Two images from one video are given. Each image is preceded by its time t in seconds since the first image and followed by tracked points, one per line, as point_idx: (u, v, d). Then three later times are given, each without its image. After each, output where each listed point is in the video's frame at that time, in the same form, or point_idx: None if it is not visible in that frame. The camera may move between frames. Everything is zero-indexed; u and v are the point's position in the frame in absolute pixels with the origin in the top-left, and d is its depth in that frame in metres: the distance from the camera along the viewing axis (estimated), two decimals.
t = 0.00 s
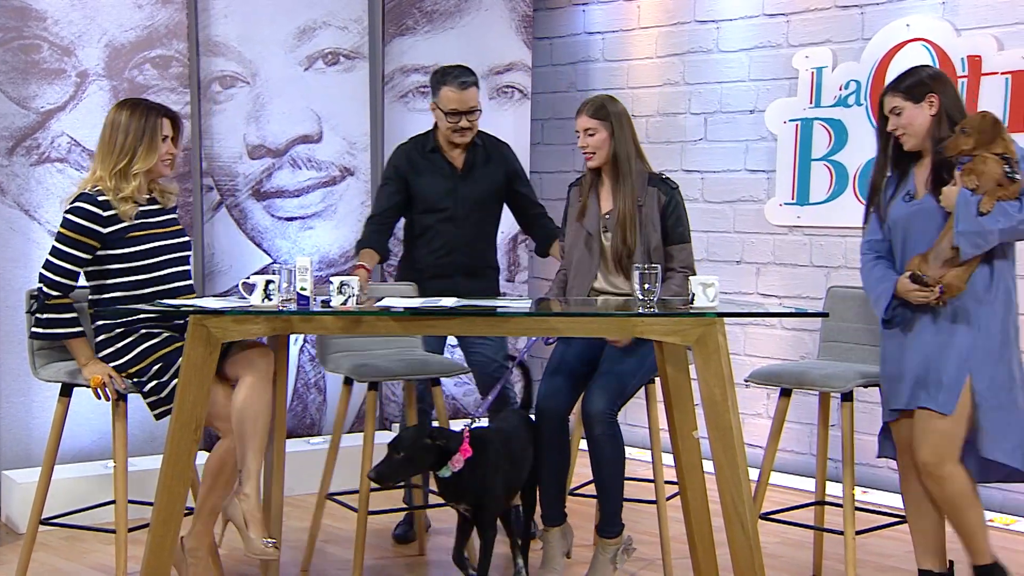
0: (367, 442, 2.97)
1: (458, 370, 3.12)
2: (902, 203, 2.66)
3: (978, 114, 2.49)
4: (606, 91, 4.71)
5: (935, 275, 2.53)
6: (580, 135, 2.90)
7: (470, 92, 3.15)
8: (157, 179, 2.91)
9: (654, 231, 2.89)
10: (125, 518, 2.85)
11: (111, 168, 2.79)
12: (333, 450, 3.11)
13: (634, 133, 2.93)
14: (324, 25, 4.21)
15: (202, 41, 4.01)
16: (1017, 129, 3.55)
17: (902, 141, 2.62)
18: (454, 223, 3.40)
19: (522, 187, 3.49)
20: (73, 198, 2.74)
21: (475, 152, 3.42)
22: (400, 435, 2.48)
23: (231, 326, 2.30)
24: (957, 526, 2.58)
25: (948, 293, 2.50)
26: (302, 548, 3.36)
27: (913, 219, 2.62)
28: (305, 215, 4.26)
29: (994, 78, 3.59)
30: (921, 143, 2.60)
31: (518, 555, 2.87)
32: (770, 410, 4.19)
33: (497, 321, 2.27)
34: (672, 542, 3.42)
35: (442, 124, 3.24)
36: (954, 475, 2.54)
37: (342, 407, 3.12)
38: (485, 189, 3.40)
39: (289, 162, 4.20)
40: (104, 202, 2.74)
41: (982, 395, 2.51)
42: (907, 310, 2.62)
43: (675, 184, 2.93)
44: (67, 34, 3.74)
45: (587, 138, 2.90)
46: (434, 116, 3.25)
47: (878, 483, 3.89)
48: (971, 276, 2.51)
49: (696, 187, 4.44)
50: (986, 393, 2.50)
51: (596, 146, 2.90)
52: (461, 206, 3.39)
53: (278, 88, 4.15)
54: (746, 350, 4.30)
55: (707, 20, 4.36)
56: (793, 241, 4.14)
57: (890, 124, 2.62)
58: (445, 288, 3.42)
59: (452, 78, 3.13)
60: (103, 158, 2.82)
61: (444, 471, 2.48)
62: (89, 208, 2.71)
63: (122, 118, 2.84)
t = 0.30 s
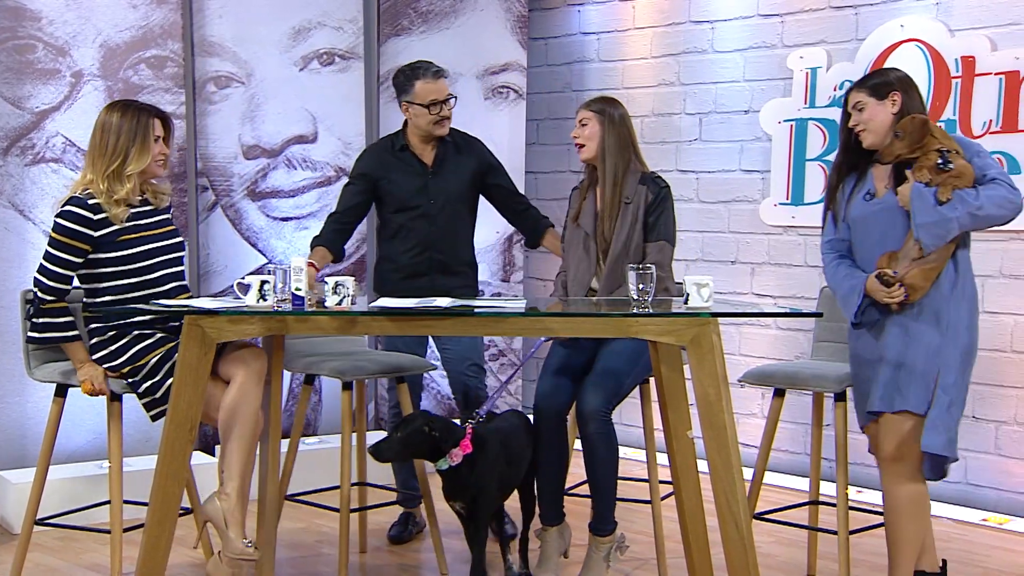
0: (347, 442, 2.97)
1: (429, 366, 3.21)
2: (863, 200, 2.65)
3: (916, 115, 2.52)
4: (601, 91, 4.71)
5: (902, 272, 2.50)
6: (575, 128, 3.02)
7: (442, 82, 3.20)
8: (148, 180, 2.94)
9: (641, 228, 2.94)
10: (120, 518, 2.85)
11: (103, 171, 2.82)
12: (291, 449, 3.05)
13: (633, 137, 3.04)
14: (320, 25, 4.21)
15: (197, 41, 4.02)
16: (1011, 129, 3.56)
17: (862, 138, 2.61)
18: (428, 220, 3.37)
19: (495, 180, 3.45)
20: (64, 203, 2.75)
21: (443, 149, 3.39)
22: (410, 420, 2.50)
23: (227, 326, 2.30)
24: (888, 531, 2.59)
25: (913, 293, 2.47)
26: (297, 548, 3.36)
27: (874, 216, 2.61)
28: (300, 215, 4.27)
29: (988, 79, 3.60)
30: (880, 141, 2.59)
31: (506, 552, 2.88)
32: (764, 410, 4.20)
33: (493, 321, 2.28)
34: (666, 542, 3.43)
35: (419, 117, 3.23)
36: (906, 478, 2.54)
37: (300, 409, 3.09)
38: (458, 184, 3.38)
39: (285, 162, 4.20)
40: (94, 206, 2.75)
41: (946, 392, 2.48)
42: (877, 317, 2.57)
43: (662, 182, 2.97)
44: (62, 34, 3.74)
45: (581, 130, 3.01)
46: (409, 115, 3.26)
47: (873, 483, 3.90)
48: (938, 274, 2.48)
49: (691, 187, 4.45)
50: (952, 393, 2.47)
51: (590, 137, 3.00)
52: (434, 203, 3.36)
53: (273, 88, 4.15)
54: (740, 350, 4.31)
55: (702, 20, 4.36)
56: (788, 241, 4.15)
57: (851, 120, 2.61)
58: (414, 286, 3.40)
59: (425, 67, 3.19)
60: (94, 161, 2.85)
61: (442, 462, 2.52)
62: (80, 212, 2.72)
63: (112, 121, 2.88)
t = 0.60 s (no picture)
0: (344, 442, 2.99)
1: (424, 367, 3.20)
2: (840, 199, 2.66)
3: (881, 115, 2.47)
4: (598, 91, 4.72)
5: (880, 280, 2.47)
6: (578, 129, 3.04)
7: (438, 84, 3.21)
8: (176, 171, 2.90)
9: (636, 230, 2.95)
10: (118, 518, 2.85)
11: (133, 166, 2.77)
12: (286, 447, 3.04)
13: (634, 133, 3.05)
14: (317, 25, 4.22)
15: (194, 41, 4.00)
16: (1008, 130, 3.57)
17: (835, 133, 2.60)
18: (422, 220, 3.36)
19: (493, 180, 3.46)
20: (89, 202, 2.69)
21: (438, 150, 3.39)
22: (431, 403, 2.65)
23: (224, 326, 2.31)
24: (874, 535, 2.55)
25: (890, 298, 2.44)
26: (294, 547, 3.36)
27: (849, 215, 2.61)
28: (298, 214, 4.28)
29: (984, 79, 3.61)
30: (852, 136, 2.58)
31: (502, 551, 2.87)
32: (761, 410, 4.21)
33: (491, 320, 2.28)
34: (663, 541, 3.44)
35: (416, 123, 3.25)
36: (885, 482, 2.52)
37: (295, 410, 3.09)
38: (454, 185, 3.38)
39: (282, 161, 4.21)
40: (122, 206, 2.69)
41: (932, 391, 2.50)
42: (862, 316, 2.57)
43: (661, 186, 2.98)
44: (60, 34, 3.74)
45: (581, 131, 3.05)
46: (405, 117, 3.27)
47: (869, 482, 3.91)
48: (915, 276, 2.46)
49: (688, 187, 4.45)
50: (937, 389, 2.49)
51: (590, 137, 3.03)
52: (429, 204, 3.35)
53: (271, 88, 4.15)
54: (737, 349, 4.31)
55: (699, 21, 4.37)
56: (785, 241, 4.15)
57: (824, 115, 2.61)
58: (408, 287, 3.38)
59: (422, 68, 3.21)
60: (121, 156, 2.79)
61: (445, 444, 2.63)
62: (107, 211, 2.67)
63: (137, 113, 2.82)
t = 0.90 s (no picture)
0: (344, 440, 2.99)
1: (422, 367, 3.20)
2: (822, 208, 2.67)
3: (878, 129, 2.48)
4: (597, 91, 4.72)
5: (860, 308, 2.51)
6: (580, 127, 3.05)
7: (459, 95, 3.01)
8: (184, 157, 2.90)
9: (642, 232, 2.97)
10: (129, 521, 2.86)
11: (147, 155, 2.75)
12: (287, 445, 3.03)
13: (635, 131, 3.06)
14: (316, 24, 4.22)
15: (193, 41, 4.01)
16: (1005, 130, 3.57)
17: (818, 134, 2.62)
18: (440, 228, 3.29)
19: (510, 186, 3.39)
20: (98, 193, 2.66)
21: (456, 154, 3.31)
22: (462, 400, 2.54)
23: (221, 325, 2.31)
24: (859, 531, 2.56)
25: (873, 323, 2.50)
26: (293, 547, 3.37)
27: (829, 226, 2.63)
28: (297, 214, 4.28)
29: (982, 79, 3.61)
30: (835, 138, 2.60)
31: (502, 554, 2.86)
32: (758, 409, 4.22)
33: (489, 319, 2.29)
34: (661, 540, 3.44)
35: (427, 125, 3.09)
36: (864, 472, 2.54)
37: (295, 409, 3.09)
38: (473, 191, 3.31)
39: (281, 161, 4.21)
40: (133, 196, 2.67)
41: (896, 404, 2.53)
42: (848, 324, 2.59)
43: (665, 185, 3.02)
44: (58, 34, 3.75)
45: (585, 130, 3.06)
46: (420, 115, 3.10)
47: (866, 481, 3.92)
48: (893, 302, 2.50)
49: (687, 187, 4.46)
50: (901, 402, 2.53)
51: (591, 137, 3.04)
52: (449, 213, 3.29)
53: (269, 88, 4.15)
54: (735, 349, 4.32)
55: (697, 20, 4.38)
56: (783, 241, 4.16)
57: (812, 115, 2.62)
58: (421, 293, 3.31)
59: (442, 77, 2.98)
60: (132, 147, 2.77)
61: (461, 444, 2.55)
62: (118, 202, 2.64)
63: (144, 102, 2.80)
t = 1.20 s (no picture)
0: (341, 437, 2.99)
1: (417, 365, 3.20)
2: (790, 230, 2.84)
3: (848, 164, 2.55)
4: (594, 90, 4.73)
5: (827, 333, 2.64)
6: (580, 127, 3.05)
7: (481, 102, 2.93)
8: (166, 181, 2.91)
9: (640, 229, 3.00)
10: (126, 519, 2.87)
11: (126, 177, 2.77)
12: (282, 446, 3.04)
13: (635, 131, 3.06)
14: (313, 24, 4.22)
15: (191, 41, 4.03)
16: (1001, 129, 3.58)
17: (787, 153, 2.80)
18: (454, 230, 3.22)
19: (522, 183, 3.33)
20: (81, 200, 2.71)
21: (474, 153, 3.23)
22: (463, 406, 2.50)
23: (220, 323, 2.32)
24: (852, 527, 2.59)
25: (836, 351, 2.63)
26: (291, 545, 3.38)
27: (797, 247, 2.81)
28: (294, 213, 4.28)
29: (978, 78, 3.62)
30: (802, 158, 2.78)
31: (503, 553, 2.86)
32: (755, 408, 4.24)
33: (487, 318, 2.29)
34: (657, 538, 3.45)
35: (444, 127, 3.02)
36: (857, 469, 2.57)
37: (292, 408, 3.08)
38: (488, 193, 3.24)
39: (278, 161, 4.21)
40: (112, 204, 2.71)
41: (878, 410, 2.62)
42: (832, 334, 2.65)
43: (662, 184, 3.02)
44: (56, 33, 3.75)
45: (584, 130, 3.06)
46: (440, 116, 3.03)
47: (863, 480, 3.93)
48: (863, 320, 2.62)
49: (684, 186, 4.46)
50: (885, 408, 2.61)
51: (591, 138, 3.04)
52: (462, 215, 3.22)
53: (266, 88, 4.16)
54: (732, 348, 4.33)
55: (694, 20, 4.38)
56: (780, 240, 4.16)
57: (780, 134, 2.80)
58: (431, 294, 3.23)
59: (463, 83, 2.91)
60: (114, 164, 2.79)
61: (459, 446, 2.53)
62: (99, 209, 2.68)
63: (133, 121, 2.83)
